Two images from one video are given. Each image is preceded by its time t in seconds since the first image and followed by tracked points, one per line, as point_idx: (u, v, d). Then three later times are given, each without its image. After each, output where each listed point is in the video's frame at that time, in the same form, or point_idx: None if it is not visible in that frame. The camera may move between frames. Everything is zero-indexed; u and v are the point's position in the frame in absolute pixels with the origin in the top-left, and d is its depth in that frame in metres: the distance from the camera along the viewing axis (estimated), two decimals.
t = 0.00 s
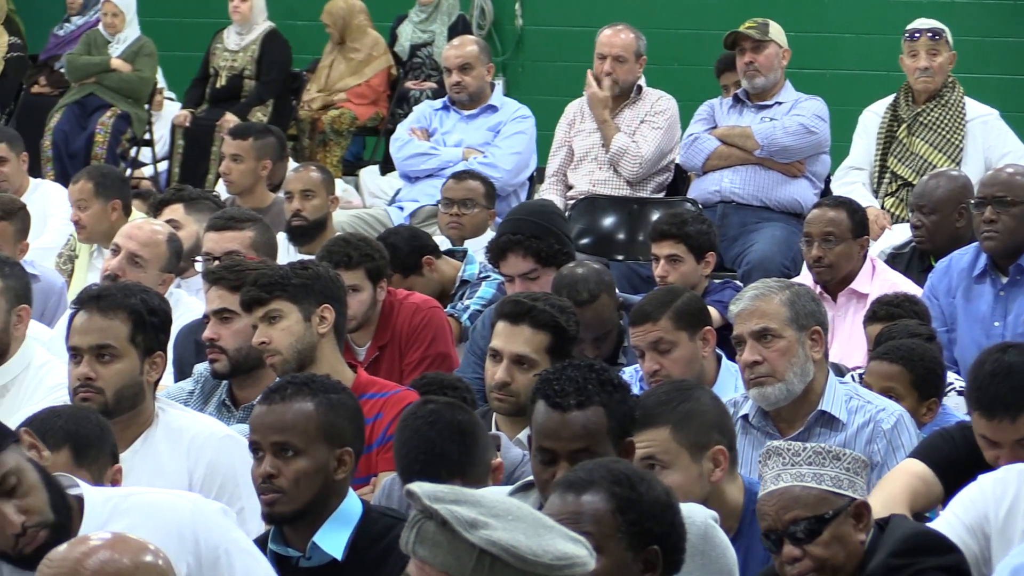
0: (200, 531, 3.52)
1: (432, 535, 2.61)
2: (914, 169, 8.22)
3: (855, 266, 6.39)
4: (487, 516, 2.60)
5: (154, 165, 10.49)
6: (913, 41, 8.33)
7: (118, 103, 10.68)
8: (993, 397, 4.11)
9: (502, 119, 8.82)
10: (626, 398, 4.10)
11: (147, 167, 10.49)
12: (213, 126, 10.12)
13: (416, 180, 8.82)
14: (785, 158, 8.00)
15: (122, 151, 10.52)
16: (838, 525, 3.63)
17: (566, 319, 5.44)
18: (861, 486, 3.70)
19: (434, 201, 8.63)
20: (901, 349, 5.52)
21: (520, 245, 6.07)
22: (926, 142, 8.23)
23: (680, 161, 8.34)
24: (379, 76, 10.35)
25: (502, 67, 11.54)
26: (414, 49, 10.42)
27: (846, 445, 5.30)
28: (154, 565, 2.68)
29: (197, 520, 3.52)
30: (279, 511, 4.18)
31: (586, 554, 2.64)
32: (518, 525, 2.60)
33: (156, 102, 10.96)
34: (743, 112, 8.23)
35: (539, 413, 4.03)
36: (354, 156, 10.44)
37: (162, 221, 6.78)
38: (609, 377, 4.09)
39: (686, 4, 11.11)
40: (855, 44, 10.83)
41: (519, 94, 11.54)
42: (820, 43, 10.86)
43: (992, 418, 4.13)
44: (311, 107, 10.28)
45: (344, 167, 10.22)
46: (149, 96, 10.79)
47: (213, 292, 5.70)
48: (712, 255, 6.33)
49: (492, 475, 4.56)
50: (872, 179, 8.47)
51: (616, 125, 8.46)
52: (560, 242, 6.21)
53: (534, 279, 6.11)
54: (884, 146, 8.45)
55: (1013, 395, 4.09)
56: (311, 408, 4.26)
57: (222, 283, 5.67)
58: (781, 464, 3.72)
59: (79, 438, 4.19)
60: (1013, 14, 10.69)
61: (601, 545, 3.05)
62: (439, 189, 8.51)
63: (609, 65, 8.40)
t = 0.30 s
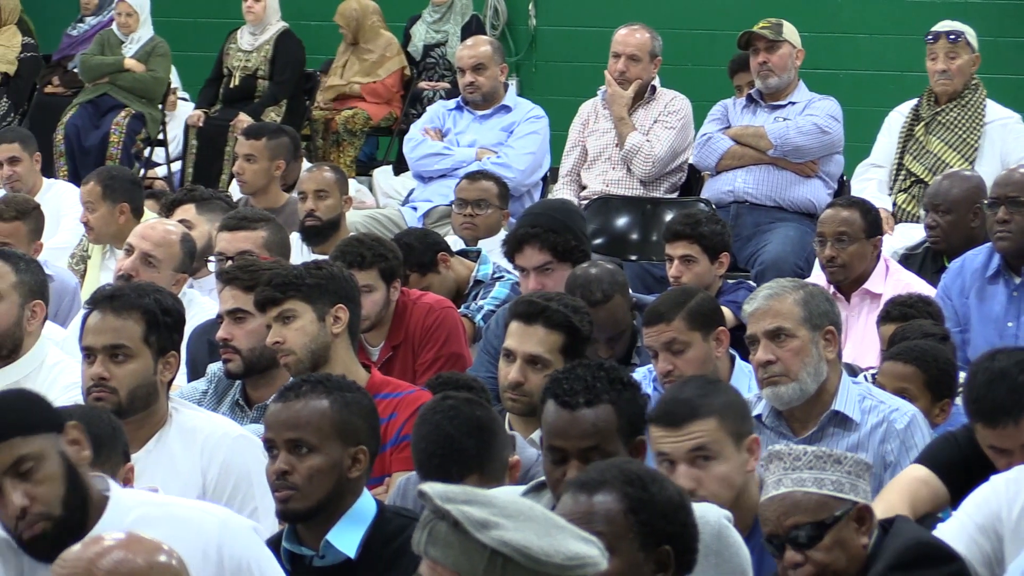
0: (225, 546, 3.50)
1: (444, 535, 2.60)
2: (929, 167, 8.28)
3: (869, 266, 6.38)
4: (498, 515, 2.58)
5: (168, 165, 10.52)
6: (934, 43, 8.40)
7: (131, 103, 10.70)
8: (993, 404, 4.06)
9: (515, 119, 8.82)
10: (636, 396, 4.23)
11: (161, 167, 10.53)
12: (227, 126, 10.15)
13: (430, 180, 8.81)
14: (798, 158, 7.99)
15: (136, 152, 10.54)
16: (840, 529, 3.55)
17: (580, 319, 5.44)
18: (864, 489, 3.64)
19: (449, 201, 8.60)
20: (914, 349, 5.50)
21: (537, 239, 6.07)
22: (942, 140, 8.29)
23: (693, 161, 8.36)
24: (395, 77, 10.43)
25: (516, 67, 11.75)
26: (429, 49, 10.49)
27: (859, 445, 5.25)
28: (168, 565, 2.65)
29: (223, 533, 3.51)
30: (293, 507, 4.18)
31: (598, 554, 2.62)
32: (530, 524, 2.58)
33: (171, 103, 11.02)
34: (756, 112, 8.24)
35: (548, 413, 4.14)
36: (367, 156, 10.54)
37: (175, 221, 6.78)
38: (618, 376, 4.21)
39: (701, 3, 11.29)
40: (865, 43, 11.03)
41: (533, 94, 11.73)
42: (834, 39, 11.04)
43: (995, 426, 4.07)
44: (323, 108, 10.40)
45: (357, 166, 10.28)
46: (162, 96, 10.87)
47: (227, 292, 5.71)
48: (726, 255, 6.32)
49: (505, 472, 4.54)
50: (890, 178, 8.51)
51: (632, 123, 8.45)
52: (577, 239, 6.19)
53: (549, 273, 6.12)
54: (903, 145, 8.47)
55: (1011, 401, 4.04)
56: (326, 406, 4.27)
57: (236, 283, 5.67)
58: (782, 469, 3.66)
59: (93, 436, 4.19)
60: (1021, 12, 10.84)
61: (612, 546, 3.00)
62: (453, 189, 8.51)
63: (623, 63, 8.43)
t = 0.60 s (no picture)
0: None
1: (457, 535, 2.64)
2: (949, 165, 8.30)
3: (881, 266, 6.39)
4: (512, 517, 2.62)
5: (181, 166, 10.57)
6: (963, 43, 8.31)
7: (142, 103, 10.71)
8: (1002, 408, 3.87)
9: (529, 120, 8.83)
10: (644, 394, 4.25)
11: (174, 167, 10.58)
12: (240, 127, 10.22)
13: (443, 180, 8.81)
14: (811, 158, 7.99)
15: (148, 152, 10.56)
16: (841, 537, 3.37)
17: (593, 319, 5.44)
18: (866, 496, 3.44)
19: (462, 201, 8.60)
20: (930, 350, 5.51)
21: (559, 228, 6.04)
22: (965, 140, 8.29)
23: (706, 161, 8.36)
24: (405, 76, 10.49)
25: (529, 67, 11.91)
26: (441, 49, 10.64)
27: (872, 445, 5.19)
28: (180, 565, 2.65)
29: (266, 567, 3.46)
30: (307, 508, 4.17)
31: (610, 554, 2.65)
32: (543, 525, 2.61)
33: (184, 103, 11.09)
34: (769, 112, 8.24)
35: (556, 413, 4.15)
36: (380, 157, 10.65)
37: (187, 221, 6.79)
38: (625, 374, 4.27)
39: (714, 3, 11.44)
40: (879, 44, 11.22)
41: (546, 95, 11.90)
42: (847, 41, 11.25)
43: (1005, 430, 3.89)
44: (337, 107, 10.37)
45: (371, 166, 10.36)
46: (174, 96, 10.88)
47: (240, 292, 5.71)
48: (738, 255, 6.33)
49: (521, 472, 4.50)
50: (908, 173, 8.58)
51: (645, 125, 8.46)
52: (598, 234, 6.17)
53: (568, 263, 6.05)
54: (924, 142, 8.53)
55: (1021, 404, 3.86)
56: (340, 406, 4.27)
57: (249, 283, 5.67)
58: (781, 477, 3.46)
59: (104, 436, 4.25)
60: None
61: (636, 545, 3.06)
62: (466, 190, 8.49)
63: (637, 63, 8.44)
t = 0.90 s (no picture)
0: None
1: (470, 535, 2.69)
2: (965, 164, 8.30)
3: (894, 266, 6.38)
4: (524, 517, 2.66)
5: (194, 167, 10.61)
6: (986, 44, 8.31)
7: (155, 103, 10.75)
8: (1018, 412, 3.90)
9: (541, 120, 8.83)
10: (650, 393, 4.22)
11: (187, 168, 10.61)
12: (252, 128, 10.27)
13: (455, 181, 8.83)
14: (824, 159, 7.99)
15: (160, 152, 10.61)
16: (844, 542, 3.38)
17: (605, 319, 5.44)
18: (868, 497, 3.43)
19: (473, 201, 8.63)
20: (941, 349, 5.41)
21: (574, 226, 6.03)
22: (982, 140, 8.29)
23: (719, 162, 8.36)
24: (414, 74, 10.48)
25: (542, 68, 11.94)
26: (454, 50, 10.65)
27: (884, 446, 5.14)
28: (192, 565, 2.67)
29: None
30: (321, 509, 4.18)
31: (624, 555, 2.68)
32: (557, 525, 2.66)
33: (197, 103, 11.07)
34: (782, 112, 8.24)
35: (565, 416, 4.14)
36: (394, 157, 10.70)
37: (200, 221, 6.80)
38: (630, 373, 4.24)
39: (727, 3, 11.47)
40: (893, 44, 11.25)
41: (559, 95, 11.94)
42: (862, 40, 11.28)
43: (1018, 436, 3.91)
44: (351, 107, 10.41)
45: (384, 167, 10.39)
46: (186, 96, 10.92)
47: (253, 292, 5.72)
48: (751, 255, 6.32)
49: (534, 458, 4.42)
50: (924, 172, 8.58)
51: (658, 125, 8.46)
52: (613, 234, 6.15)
53: (582, 261, 6.02)
54: (940, 141, 8.52)
55: None
56: (353, 406, 4.26)
57: (262, 283, 5.68)
58: (783, 483, 3.47)
59: (117, 436, 4.25)
60: None
61: (662, 543, 3.18)
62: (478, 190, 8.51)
63: (649, 63, 8.46)
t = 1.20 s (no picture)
0: None
1: (482, 535, 2.67)
2: (978, 163, 8.29)
3: (906, 266, 6.38)
4: (536, 516, 2.64)
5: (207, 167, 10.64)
6: (996, 43, 8.27)
7: (167, 103, 10.80)
8: None
9: (553, 120, 8.84)
10: (655, 393, 4.24)
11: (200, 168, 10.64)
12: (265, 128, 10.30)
13: (467, 180, 8.81)
14: (836, 160, 7.99)
15: (172, 151, 10.63)
16: (851, 541, 3.37)
17: (617, 320, 5.44)
18: (873, 497, 3.43)
19: (485, 201, 8.59)
20: (952, 351, 5.39)
21: (587, 227, 6.02)
22: (994, 138, 8.30)
23: (732, 162, 8.35)
24: (424, 72, 10.52)
25: (554, 68, 11.94)
26: (467, 50, 10.69)
27: (897, 446, 5.13)
28: (205, 565, 2.78)
29: None
30: (335, 510, 4.17)
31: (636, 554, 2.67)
32: (570, 524, 2.64)
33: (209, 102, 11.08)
34: (795, 113, 8.24)
35: (569, 420, 4.16)
36: (406, 157, 10.72)
37: (213, 221, 6.81)
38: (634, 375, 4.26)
39: (739, 3, 11.48)
40: (904, 44, 11.27)
41: (572, 94, 11.93)
42: (874, 40, 11.28)
43: None
44: (362, 106, 10.47)
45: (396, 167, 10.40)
46: (199, 96, 10.96)
47: (265, 292, 5.71)
48: (762, 255, 6.32)
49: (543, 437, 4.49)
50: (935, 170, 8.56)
51: (670, 126, 8.45)
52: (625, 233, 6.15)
53: (594, 261, 6.02)
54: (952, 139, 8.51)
55: None
56: (370, 407, 4.27)
57: (275, 283, 5.68)
58: (787, 486, 3.45)
59: (129, 438, 4.26)
60: None
61: (678, 541, 3.20)
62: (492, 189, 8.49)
63: (661, 61, 8.46)
